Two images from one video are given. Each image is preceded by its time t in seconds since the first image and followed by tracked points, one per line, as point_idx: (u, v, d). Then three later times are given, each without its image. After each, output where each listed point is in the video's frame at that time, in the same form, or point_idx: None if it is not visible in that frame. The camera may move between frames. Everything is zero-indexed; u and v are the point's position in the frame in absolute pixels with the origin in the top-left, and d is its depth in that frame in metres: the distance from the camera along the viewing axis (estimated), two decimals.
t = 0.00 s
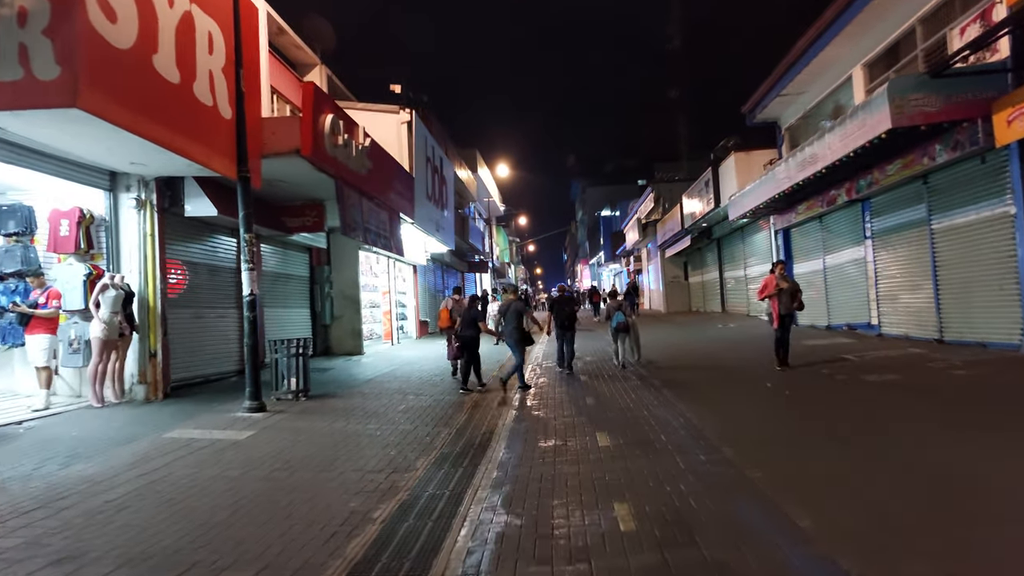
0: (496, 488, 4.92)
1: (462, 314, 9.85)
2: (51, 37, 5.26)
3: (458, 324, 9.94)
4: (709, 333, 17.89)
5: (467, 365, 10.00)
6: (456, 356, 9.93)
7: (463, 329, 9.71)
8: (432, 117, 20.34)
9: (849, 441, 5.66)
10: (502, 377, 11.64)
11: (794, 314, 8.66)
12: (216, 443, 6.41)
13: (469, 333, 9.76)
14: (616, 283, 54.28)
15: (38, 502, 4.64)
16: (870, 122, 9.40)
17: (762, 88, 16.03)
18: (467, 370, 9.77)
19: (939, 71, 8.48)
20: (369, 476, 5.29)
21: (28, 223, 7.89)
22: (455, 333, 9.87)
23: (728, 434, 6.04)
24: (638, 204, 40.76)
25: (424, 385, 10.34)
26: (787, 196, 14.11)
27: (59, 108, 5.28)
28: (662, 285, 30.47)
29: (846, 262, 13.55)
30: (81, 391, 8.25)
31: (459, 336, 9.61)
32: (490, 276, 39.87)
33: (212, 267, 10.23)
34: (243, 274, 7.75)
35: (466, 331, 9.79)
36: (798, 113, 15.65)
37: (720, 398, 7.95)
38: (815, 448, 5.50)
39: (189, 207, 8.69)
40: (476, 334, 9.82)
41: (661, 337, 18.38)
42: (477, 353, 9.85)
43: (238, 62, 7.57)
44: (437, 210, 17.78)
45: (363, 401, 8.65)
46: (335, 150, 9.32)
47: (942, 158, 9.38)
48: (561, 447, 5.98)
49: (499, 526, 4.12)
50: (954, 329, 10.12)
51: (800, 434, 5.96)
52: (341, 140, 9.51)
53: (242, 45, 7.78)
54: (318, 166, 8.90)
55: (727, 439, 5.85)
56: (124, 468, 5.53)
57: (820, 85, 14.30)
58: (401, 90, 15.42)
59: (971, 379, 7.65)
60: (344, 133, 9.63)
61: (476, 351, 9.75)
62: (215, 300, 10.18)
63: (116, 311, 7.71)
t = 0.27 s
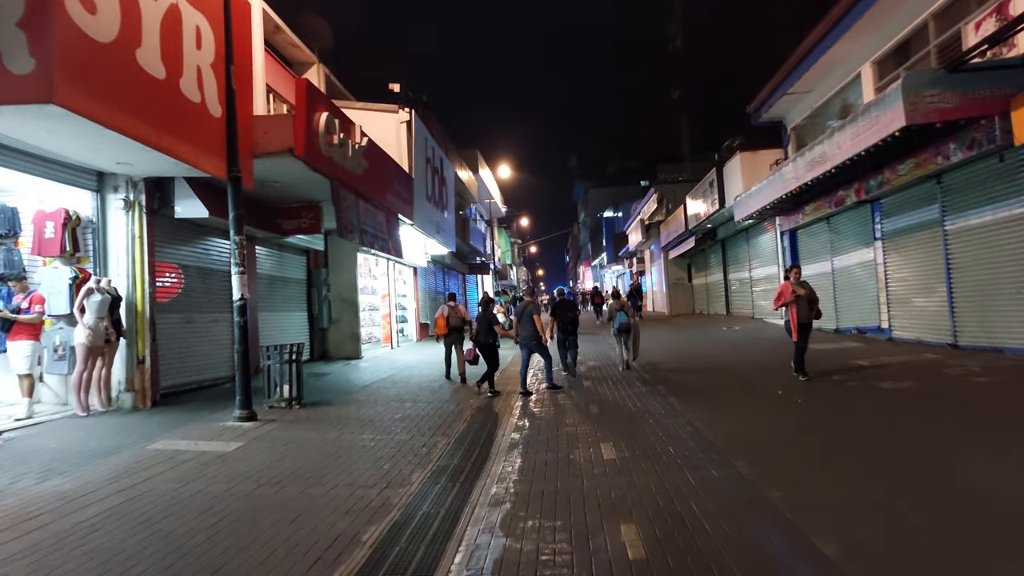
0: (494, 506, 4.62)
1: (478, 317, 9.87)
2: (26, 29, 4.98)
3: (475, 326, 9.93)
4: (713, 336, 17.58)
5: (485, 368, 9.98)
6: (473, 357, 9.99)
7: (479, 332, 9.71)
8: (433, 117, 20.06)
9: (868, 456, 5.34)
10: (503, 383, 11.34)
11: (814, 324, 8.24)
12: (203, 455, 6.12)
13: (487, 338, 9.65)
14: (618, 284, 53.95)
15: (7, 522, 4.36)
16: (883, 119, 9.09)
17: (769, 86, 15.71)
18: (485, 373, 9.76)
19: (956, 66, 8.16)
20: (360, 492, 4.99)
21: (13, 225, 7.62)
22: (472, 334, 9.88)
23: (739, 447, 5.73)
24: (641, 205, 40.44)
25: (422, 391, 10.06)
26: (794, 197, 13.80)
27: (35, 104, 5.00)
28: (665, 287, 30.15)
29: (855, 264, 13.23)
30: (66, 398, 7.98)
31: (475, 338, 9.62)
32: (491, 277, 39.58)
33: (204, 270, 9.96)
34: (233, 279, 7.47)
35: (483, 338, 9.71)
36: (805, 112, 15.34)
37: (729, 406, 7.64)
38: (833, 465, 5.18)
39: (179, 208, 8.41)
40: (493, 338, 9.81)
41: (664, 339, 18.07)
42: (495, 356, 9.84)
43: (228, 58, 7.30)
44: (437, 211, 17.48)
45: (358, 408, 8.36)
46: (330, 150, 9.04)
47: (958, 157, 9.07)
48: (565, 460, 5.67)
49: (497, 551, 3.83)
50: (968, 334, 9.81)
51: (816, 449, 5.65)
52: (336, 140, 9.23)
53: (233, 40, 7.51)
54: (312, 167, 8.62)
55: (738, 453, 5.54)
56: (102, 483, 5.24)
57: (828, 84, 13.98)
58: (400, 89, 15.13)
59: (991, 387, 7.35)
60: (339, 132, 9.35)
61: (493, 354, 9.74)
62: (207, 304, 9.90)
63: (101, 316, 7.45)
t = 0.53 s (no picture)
0: (488, 517, 4.34)
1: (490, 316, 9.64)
2: None
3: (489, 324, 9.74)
4: (717, 335, 17.27)
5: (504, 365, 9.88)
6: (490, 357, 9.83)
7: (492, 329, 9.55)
8: (432, 113, 19.77)
9: (883, 461, 5.06)
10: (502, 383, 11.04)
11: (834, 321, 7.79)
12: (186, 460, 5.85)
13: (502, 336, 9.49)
14: (620, 284, 53.63)
15: None
16: (893, 112, 8.79)
17: (773, 81, 15.40)
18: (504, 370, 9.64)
19: (970, 55, 7.85)
20: (346, 501, 4.71)
21: None
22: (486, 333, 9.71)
23: (747, 451, 5.46)
24: (643, 203, 40.14)
25: (419, 392, 9.77)
26: (800, 193, 13.50)
27: (1, 88, 4.74)
28: (668, 286, 29.83)
29: (861, 261, 12.95)
30: (48, 401, 7.72)
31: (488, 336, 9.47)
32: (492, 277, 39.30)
33: (194, 268, 9.69)
34: (220, 276, 7.19)
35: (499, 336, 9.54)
36: (810, 107, 15.03)
37: (735, 406, 7.36)
38: (846, 471, 4.90)
39: (166, 203, 8.12)
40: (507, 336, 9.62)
41: (667, 339, 17.77)
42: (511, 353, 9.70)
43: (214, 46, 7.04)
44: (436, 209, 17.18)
45: (351, 410, 8.08)
46: (323, 143, 8.76)
47: (971, 150, 8.77)
48: (564, 467, 5.38)
49: (489, 567, 3.55)
50: (981, 333, 9.51)
51: (827, 453, 5.37)
52: (329, 133, 8.94)
53: (219, 28, 7.24)
54: (304, 161, 8.36)
55: (746, 458, 5.25)
56: (76, 491, 4.97)
57: (835, 78, 13.67)
58: (397, 84, 14.83)
59: (1008, 388, 7.05)
60: (332, 125, 9.06)
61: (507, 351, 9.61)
62: (197, 302, 9.65)
63: (83, 315, 7.18)
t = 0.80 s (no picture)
0: (483, 536, 4.04)
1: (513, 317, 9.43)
2: None
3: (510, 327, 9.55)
4: (721, 338, 16.95)
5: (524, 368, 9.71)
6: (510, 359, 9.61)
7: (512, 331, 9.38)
8: (431, 112, 19.48)
9: (904, 475, 4.75)
10: (502, 386, 10.76)
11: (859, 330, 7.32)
12: (166, 471, 5.56)
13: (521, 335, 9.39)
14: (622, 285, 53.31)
15: None
16: (903, 109, 8.51)
17: (779, 79, 15.08)
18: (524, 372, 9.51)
19: (988, 48, 7.54)
20: (331, 518, 4.42)
21: None
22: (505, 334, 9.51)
23: (758, 463, 5.17)
24: (645, 204, 39.82)
25: (415, 397, 9.47)
26: (806, 193, 13.18)
27: None
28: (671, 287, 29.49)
29: (869, 262, 12.63)
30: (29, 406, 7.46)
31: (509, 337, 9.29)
32: (494, 278, 38.99)
33: (184, 268, 9.40)
34: (206, 277, 6.88)
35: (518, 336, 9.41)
36: (817, 105, 14.70)
37: (743, 413, 7.06)
38: (865, 484, 4.61)
39: (152, 202, 7.85)
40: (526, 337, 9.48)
41: (670, 341, 17.45)
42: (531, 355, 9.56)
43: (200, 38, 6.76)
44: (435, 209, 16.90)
45: (344, 416, 7.78)
46: (315, 141, 8.46)
47: (987, 148, 8.45)
48: (565, 479, 5.08)
49: None
50: (997, 336, 9.19)
51: (842, 465, 5.08)
52: (321, 130, 8.64)
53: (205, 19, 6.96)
54: (296, 158, 8.07)
55: (757, 470, 4.97)
56: (46, 505, 4.68)
57: (842, 75, 13.34)
58: (394, 81, 14.54)
59: None
60: (325, 122, 8.76)
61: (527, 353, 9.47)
62: (186, 304, 9.37)
63: (64, 318, 6.91)
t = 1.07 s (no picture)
0: (483, 553, 3.72)
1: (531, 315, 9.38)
2: None
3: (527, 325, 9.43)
4: (727, 339, 16.61)
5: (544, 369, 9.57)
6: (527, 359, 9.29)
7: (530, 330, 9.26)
8: (432, 109, 19.17)
9: (937, 485, 4.40)
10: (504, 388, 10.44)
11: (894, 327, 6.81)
12: (147, 478, 5.25)
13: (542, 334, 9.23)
14: (624, 286, 52.95)
15: None
16: (921, 101, 8.19)
17: (787, 74, 14.74)
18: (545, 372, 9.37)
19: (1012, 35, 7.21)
20: (320, 532, 4.09)
21: None
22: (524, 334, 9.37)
23: (778, 472, 4.84)
24: (648, 204, 39.51)
25: (413, 400, 9.15)
26: (816, 190, 12.84)
27: None
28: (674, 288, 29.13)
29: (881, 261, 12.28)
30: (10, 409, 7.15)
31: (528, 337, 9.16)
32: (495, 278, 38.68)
33: (174, 266, 9.08)
34: (194, 274, 6.59)
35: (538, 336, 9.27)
36: (826, 101, 14.35)
37: (756, 417, 6.73)
38: (895, 495, 4.28)
39: (140, 196, 7.55)
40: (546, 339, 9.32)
41: (674, 342, 17.11)
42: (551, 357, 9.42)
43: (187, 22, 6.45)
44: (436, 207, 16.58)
45: (339, 420, 7.46)
46: (309, 133, 8.14)
47: (1008, 142, 8.12)
48: (571, 489, 4.74)
49: None
50: (1017, 337, 8.85)
51: (868, 474, 4.75)
52: (316, 122, 8.33)
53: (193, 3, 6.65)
54: (289, 151, 7.77)
55: (777, 480, 4.64)
56: (15, 515, 4.37)
57: (852, 69, 12.99)
58: (394, 76, 14.21)
59: None
60: (320, 114, 8.45)
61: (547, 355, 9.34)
62: (176, 302, 9.05)
63: (46, 316, 6.61)
